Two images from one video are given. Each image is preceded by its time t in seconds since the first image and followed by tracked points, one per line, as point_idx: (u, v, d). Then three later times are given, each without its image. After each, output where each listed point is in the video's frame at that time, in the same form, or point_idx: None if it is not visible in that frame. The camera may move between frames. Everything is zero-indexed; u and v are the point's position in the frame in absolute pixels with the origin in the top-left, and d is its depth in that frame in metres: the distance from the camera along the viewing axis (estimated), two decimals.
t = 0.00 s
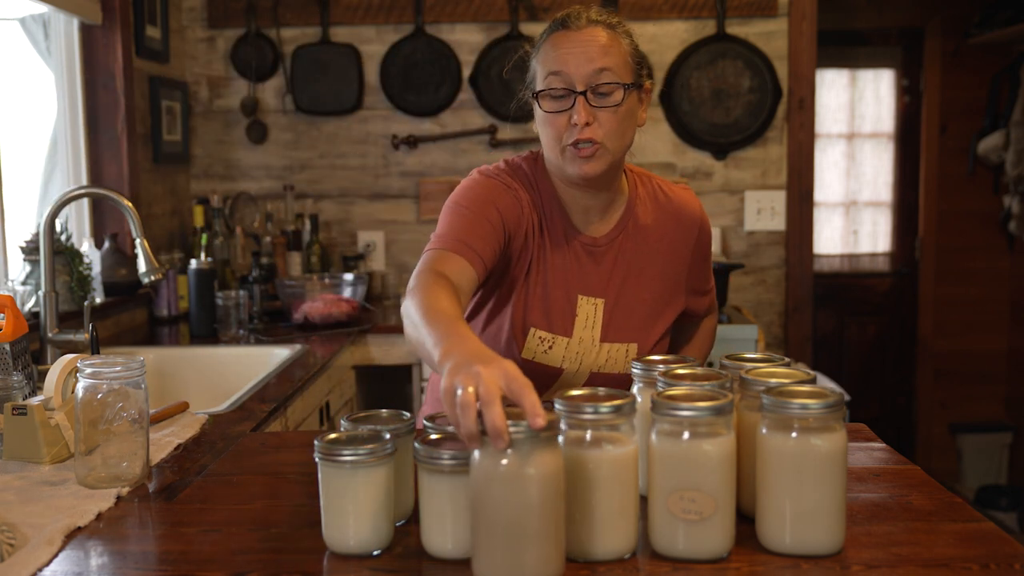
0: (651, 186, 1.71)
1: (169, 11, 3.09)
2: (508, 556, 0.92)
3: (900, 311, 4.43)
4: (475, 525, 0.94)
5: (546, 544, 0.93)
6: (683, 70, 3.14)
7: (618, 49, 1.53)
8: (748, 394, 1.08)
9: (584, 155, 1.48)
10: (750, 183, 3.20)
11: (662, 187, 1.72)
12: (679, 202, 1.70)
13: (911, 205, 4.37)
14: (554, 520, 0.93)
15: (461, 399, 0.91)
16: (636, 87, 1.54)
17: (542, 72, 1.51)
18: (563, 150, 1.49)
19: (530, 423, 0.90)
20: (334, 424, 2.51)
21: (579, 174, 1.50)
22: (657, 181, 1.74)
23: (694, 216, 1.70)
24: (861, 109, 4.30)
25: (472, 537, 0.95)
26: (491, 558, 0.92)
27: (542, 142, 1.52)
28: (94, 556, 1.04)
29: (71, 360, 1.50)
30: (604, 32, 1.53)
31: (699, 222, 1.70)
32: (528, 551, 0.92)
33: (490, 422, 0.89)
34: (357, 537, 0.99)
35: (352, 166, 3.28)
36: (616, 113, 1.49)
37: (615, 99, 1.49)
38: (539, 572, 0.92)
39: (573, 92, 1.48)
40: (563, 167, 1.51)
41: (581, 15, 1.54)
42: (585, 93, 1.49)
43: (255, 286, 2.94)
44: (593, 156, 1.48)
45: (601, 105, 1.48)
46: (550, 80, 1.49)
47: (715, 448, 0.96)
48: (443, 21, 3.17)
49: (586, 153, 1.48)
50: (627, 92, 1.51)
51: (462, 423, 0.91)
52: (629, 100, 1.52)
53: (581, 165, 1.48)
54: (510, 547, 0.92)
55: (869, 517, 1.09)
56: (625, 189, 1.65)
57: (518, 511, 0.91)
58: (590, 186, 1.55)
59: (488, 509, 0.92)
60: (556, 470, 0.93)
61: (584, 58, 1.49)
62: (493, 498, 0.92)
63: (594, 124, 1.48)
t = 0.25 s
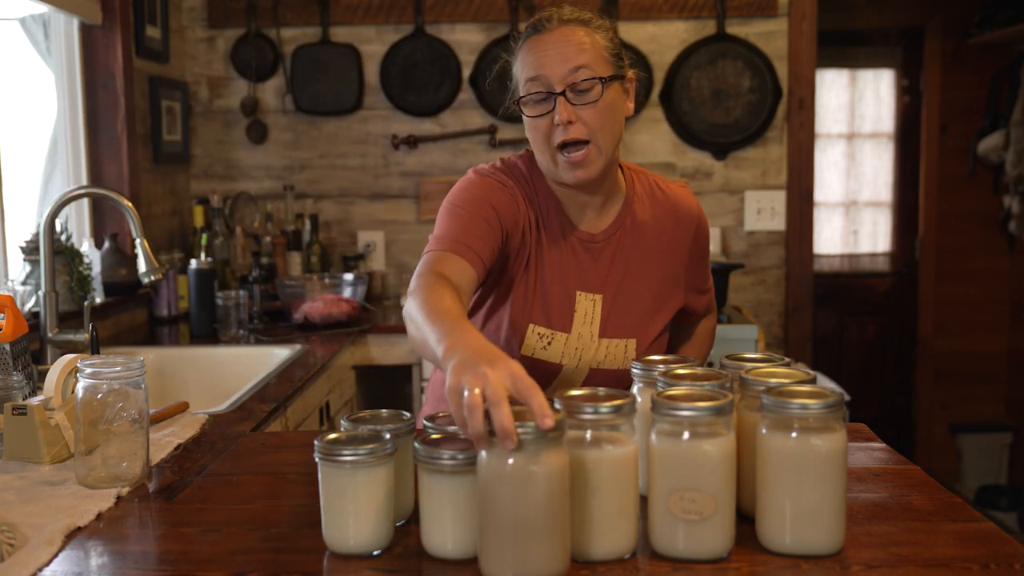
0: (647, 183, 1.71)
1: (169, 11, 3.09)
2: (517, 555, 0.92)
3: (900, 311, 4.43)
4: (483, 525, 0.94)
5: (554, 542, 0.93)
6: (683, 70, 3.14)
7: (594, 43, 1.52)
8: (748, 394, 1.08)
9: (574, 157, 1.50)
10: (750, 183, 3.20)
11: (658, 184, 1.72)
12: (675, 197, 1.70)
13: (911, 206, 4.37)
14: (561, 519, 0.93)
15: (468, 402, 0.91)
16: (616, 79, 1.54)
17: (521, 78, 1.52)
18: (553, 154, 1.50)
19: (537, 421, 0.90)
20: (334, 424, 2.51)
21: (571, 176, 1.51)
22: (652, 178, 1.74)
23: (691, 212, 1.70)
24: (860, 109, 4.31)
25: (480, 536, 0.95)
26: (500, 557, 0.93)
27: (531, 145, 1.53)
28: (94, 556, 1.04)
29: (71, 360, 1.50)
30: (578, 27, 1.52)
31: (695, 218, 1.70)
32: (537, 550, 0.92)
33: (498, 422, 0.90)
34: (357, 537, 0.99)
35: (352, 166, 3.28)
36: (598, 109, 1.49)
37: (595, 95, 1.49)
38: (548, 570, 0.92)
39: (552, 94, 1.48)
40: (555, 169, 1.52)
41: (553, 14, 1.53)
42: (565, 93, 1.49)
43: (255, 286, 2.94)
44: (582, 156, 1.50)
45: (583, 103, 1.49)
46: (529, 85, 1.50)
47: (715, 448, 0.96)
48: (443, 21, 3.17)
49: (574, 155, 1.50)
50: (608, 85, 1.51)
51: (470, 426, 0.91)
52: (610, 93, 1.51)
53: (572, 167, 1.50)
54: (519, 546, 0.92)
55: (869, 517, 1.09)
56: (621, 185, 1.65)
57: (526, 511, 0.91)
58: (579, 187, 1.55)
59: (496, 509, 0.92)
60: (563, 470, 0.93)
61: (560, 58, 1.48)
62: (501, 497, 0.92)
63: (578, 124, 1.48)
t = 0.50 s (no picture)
0: (642, 177, 1.70)
1: (169, 11, 3.09)
2: (513, 549, 0.92)
3: (900, 311, 4.43)
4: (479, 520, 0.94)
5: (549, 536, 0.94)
6: (683, 70, 3.14)
7: (579, 41, 1.52)
8: (748, 394, 1.08)
9: (563, 151, 1.48)
10: (750, 183, 3.20)
11: (652, 177, 1.71)
12: (668, 192, 1.69)
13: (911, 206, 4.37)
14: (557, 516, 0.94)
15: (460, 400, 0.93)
16: (603, 74, 1.53)
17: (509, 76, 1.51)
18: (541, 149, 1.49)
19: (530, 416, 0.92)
20: (334, 424, 2.51)
21: (560, 170, 1.50)
22: (647, 173, 1.74)
23: (685, 206, 1.68)
24: (860, 109, 4.31)
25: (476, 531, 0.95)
26: (496, 551, 0.93)
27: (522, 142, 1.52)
28: (94, 556, 1.04)
29: (71, 360, 1.50)
30: (564, 26, 1.52)
31: (689, 212, 1.69)
32: (533, 544, 0.93)
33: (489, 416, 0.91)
34: (357, 537, 0.99)
35: (352, 166, 3.28)
36: (585, 104, 1.48)
37: (583, 90, 1.48)
38: (542, 565, 0.93)
39: (539, 90, 1.48)
40: (545, 163, 1.51)
41: (538, 13, 1.53)
42: (552, 90, 1.48)
43: (255, 286, 2.94)
44: (570, 149, 1.48)
45: (570, 98, 1.48)
46: (516, 83, 1.50)
47: (715, 448, 0.96)
48: (443, 21, 3.17)
49: (562, 148, 1.48)
50: (594, 80, 1.50)
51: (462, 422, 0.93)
52: (598, 88, 1.50)
53: (562, 161, 1.49)
54: (516, 541, 0.92)
55: (869, 517, 1.09)
56: (614, 178, 1.64)
57: (523, 505, 0.92)
58: (567, 180, 1.55)
59: (492, 504, 0.93)
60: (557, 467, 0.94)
61: (546, 55, 1.48)
62: (497, 493, 0.93)
63: (566, 118, 1.47)
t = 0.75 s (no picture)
0: (638, 174, 1.70)
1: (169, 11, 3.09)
2: (504, 544, 0.93)
3: (900, 310, 4.43)
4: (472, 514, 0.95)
5: (540, 531, 0.95)
6: (683, 70, 3.14)
7: (573, 35, 1.51)
8: (748, 394, 1.08)
9: (559, 146, 1.49)
10: (750, 183, 3.20)
11: (647, 173, 1.71)
12: (664, 187, 1.69)
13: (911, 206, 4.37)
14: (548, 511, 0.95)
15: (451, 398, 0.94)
16: (597, 68, 1.53)
17: (503, 73, 1.51)
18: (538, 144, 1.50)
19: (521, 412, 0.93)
20: (334, 423, 2.51)
21: (558, 165, 1.50)
22: (643, 170, 1.73)
23: (680, 201, 1.68)
24: (860, 109, 4.31)
25: (469, 526, 0.96)
26: (487, 546, 0.94)
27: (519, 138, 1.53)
28: (94, 556, 1.04)
29: (71, 360, 1.50)
30: (556, 21, 1.52)
31: (685, 207, 1.68)
32: (525, 538, 0.93)
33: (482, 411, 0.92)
34: (357, 537, 0.99)
35: (352, 166, 3.28)
36: (580, 98, 1.48)
37: (577, 84, 1.49)
38: (535, 559, 0.94)
39: (533, 87, 1.48)
40: (542, 159, 1.52)
41: (530, 9, 1.53)
42: (546, 85, 1.48)
43: (255, 286, 2.94)
44: (567, 144, 1.49)
45: (564, 93, 1.48)
46: (511, 80, 1.50)
47: (715, 448, 0.96)
48: (442, 21, 3.18)
49: (558, 142, 1.49)
50: (589, 74, 1.50)
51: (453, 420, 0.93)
52: (592, 82, 1.51)
53: (558, 156, 1.49)
54: (507, 536, 0.93)
55: (869, 517, 1.09)
56: (610, 173, 1.64)
57: (516, 500, 0.93)
58: (563, 174, 1.54)
59: (485, 500, 0.94)
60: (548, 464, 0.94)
61: (539, 51, 1.48)
62: (489, 488, 0.93)
63: (561, 113, 1.48)
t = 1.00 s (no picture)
0: (637, 172, 1.70)
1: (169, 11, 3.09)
2: (505, 538, 0.95)
3: (900, 310, 4.43)
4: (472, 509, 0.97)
5: (539, 525, 0.96)
6: (683, 70, 3.14)
7: (571, 31, 1.52)
8: (748, 394, 1.08)
9: (558, 140, 1.49)
10: (750, 183, 3.20)
11: (646, 172, 1.71)
12: (662, 185, 1.69)
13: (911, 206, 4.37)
14: (546, 506, 0.97)
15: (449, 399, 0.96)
16: (596, 64, 1.53)
17: (503, 70, 1.52)
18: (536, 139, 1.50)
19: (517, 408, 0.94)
20: (334, 423, 2.51)
21: (555, 159, 1.50)
22: (642, 169, 1.73)
23: (678, 200, 1.68)
24: (860, 109, 4.31)
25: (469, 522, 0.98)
26: (486, 539, 0.96)
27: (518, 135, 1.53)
28: (94, 556, 1.04)
29: (71, 360, 1.50)
30: (554, 18, 1.52)
31: (683, 206, 1.68)
32: (524, 533, 0.95)
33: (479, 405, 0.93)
34: (353, 538, 0.99)
35: (352, 166, 3.28)
36: (579, 93, 1.48)
37: (576, 78, 1.49)
38: (534, 553, 0.96)
39: (532, 82, 1.48)
40: (540, 153, 1.51)
41: (530, 7, 1.54)
42: (545, 80, 1.48)
43: (255, 286, 2.94)
44: (565, 138, 1.49)
45: (563, 87, 1.48)
46: (510, 76, 1.50)
47: (715, 448, 0.96)
48: (443, 21, 3.18)
49: (557, 135, 1.48)
50: (587, 68, 1.50)
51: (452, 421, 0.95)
52: (591, 78, 1.51)
53: (556, 150, 1.49)
54: (507, 528, 0.95)
55: (869, 517, 1.09)
56: (609, 170, 1.64)
57: (515, 495, 0.94)
58: (562, 167, 1.54)
59: (484, 494, 0.95)
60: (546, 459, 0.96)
61: (538, 47, 1.49)
62: (488, 483, 0.95)
63: (560, 108, 1.48)
